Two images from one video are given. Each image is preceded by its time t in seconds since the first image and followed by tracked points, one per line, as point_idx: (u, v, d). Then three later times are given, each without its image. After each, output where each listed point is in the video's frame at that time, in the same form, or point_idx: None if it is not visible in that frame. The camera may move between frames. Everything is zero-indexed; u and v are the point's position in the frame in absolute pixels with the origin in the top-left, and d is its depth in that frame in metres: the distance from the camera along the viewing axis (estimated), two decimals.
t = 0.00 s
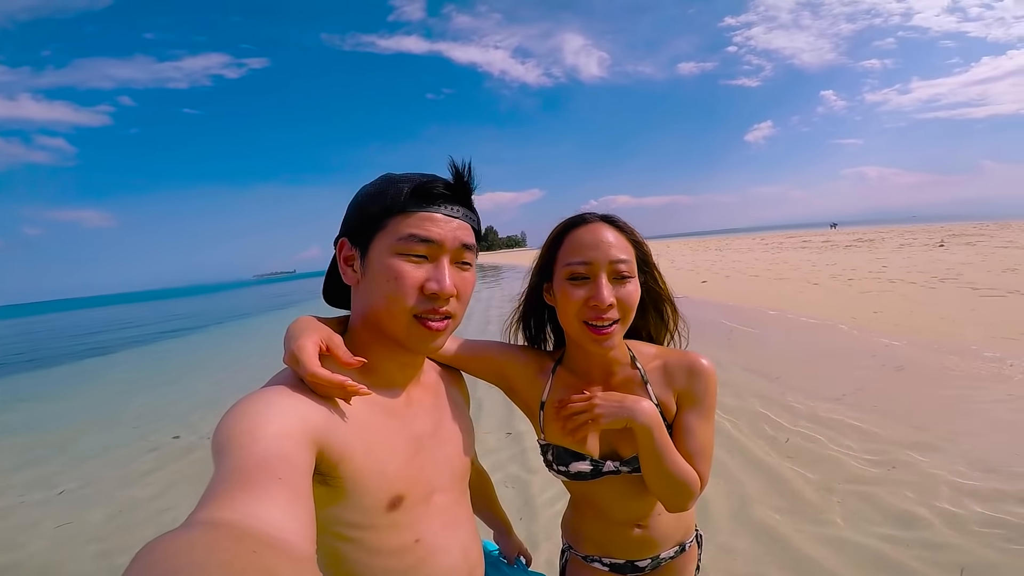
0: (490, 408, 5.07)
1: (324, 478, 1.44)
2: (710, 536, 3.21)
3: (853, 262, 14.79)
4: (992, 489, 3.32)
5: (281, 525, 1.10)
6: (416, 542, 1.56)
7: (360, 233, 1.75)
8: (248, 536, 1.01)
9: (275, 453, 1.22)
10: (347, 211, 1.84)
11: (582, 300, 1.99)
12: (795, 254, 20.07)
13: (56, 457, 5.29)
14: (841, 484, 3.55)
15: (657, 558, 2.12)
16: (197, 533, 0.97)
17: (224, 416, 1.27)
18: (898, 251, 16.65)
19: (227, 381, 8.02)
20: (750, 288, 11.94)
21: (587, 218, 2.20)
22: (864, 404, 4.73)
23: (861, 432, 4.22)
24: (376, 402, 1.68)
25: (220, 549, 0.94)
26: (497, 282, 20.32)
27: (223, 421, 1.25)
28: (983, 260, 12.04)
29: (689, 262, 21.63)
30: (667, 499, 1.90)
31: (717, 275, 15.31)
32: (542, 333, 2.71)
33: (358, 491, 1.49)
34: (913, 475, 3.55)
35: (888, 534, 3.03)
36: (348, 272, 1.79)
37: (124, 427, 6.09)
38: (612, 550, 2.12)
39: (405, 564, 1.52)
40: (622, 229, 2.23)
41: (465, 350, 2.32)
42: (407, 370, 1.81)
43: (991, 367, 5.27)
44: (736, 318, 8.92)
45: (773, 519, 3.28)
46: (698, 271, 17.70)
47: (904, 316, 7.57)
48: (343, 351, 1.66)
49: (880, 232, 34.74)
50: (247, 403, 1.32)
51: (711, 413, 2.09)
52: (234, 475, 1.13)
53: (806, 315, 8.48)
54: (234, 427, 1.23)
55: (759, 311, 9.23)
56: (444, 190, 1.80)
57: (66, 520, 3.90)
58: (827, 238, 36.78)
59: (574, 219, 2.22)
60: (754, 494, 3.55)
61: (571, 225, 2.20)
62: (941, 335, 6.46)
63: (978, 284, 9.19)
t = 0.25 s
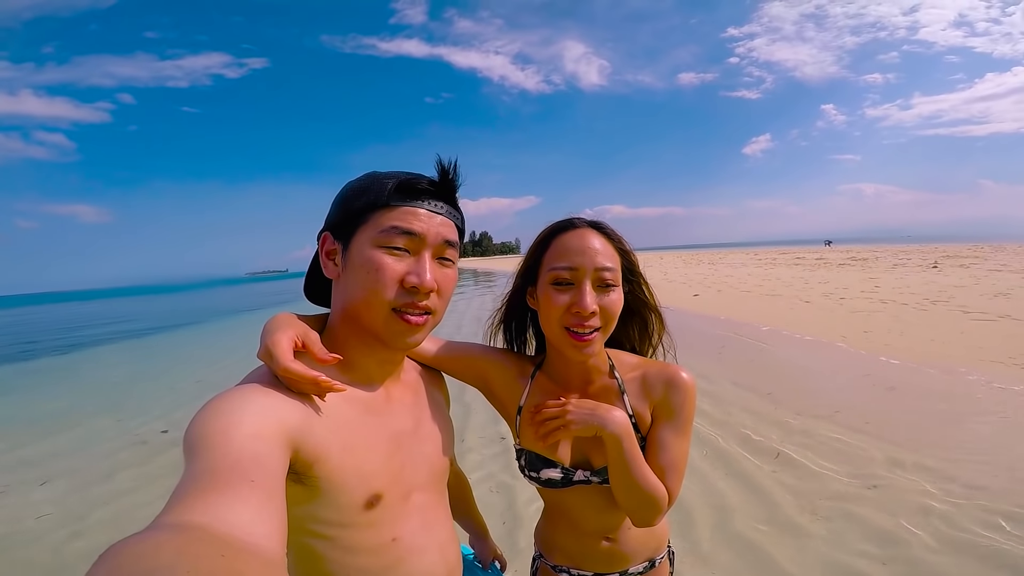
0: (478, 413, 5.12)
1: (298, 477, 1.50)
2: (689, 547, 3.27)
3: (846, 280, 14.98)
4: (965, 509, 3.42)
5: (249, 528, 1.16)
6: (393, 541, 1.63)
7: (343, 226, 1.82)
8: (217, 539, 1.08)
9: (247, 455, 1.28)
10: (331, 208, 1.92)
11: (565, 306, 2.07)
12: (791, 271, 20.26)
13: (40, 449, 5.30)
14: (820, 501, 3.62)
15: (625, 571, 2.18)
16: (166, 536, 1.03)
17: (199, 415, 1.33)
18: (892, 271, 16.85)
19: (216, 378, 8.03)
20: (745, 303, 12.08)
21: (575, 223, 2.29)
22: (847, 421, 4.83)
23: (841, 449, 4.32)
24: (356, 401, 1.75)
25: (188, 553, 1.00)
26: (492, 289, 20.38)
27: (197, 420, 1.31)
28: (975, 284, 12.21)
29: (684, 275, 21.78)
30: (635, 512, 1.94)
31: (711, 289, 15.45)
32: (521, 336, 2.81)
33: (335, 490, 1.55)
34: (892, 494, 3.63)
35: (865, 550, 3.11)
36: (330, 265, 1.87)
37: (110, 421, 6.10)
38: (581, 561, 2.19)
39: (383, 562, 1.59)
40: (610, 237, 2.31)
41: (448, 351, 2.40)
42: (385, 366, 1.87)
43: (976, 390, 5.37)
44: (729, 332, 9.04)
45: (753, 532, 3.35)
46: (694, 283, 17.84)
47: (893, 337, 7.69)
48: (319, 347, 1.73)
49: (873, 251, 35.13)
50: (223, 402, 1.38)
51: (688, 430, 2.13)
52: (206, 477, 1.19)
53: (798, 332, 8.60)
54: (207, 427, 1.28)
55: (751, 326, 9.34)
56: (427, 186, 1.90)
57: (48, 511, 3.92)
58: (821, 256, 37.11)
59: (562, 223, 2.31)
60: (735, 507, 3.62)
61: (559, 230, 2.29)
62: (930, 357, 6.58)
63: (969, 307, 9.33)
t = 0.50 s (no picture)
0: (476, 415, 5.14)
1: (302, 476, 1.51)
2: (684, 552, 3.29)
3: (847, 291, 15.01)
4: (960, 518, 3.44)
5: (253, 528, 1.19)
6: (393, 540, 1.65)
7: (350, 224, 1.85)
8: (221, 539, 1.10)
9: (251, 456, 1.30)
10: (338, 206, 1.95)
11: (559, 311, 2.10)
12: (792, 280, 20.29)
13: (39, 443, 5.32)
14: (816, 508, 3.64)
15: None
16: (170, 536, 1.06)
17: (203, 414, 1.35)
18: (893, 282, 16.88)
19: (216, 375, 8.06)
20: (745, 311, 12.10)
21: (571, 229, 2.31)
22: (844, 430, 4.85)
23: (838, 458, 4.34)
24: (357, 399, 1.77)
25: (193, 554, 1.02)
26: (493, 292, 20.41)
27: (202, 420, 1.33)
28: (976, 296, 12.23)
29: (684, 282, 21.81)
30: (621, 521, 1.96)
31: (711, 296, 15.47)
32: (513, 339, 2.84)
33: (337, 489, 1.57)
34: (888, 503, 3.65)
35: (861, 559, 3.12)
36: (335, 263, 1.90)
37: (109, 416, 6.12)
38: (567, 567, 2.21)
39: (384, 560, 1.62)
40: (606, 243, 2.34)
41: (443, 351, 2.42)
42: (387, 366, 1.90)
43: (974, 402, 5.39)
44: (728, 340, 9.06)
45: (748, 538, 3.37)
46: (694, 290, 17.88)
47: (893, 348, 7.71)
48: (327, 349, 1.76)
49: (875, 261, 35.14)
50: (227, 402, 1.40)
51: (677, 439, 2.15)
52: (210, 477, 1.21)
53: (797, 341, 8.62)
54: (212, 427, 1.31)
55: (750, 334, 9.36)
56: (435, 186, 1.94)
57: (44, 506, 3.93)
58: (823, 265, 37.17)
59: (558, 229, 2.34)
60: (732, 513, 3.64)
61: (554, 235, 2.32)
62: (930, 368, 6.61)
63: (969, 320, 9.35)
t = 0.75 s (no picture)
0: (474, 418, 5.16)
1: (306, 474, 1.53)
2: (680, 558, 3.30)
3: (848, 303, 15.03)
4: (956, 527, 3.46)
5: (255, 528, 1.21)
6: (394, 538, 1.67)
7: (359, 221, 1.88)
8: (223, 538, 1.12)
9: (256, 454, 1.33)
10: (347, 202, 1.97)
11: (560, 314, 2.12)
12: (792, 290, 20.31)
13: (38, 436, 5.33)
14: (814, 516, 3.65)
15: None
16: (174, 534, 1.08)
17: (210, 411, 1.38)
18: (894, 294, 16.90)
19: (215, 372, 8.08)
20: (745, 321, 12.13)
21: (574, 232, 2.34)
22: (842, 440, 4.87)
23: (836, 466, 4.35)
24: (359, 396, 1.79)
25: (196, 553, 1.04)
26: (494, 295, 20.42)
27: (207, 417, 1.35)
28: (977, 310, 12.24)
29: (685, 290, 21.83)
30: (614, 528, 1.97)
31: (712, 305, 15.49)
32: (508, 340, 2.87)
33: (340, 487, 1.59)
34: (885, 512, 3.66)
35: (858, 565, 3.13)
36: (342, 259, 1.93)
37: (108, 411, 6.14)
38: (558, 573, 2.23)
39: (384, 559, 1.64)
40: (609, 247, 2.36)
41: (443, 351, 2.44)
42: (390, 364, 1.92)
43: (973, 415, 5.40)
44: (727, 348, 9.08)
45: (744, 545, 3.38)
46: (694, 299, 17.91)
47: (893, 360, 7.72)
48: (332, 347, 1.78)
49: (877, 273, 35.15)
50: (232, 399, 1.43)
51: (674, 449, 2.15)
52: (214, 474, 1.24)
53: (796, 351, 8.64)
54: (217, 424, 1.33)
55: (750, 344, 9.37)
56: (444, 187, 1.96)
57: (41, 499, 3.94)
58: (824, 276, 37.20)
59: (561, 233, 2.36)
60: (729, 520, 3.64)
61: (557, 239, 2.34)
62: (930, 381, 6.62)
63: (969, 333, 9.36)
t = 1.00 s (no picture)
0: (477, 418, 5.15)
1: (312, 476, 1.53)
2: (685, 556, 3.29)
3: (848, 299, 15.03)
4: (961, 521, 3.46)
5: (260, 532, 1.20)
6: (402, 539, 1.67)
7: (359, 222, 1.87)
8: (229, 543, 1.12)
9: (261, 457, 1.32)
10: (348, 204, 1.97)
11: (559, 313, 2.11)
12: (792, 287, 20.30)
13: (40, 443, 5.33)
14: (820, 512, 3.65)
15: None
16: (179, 539, 1.07)
17: (215, 415, 1.37)
18: (894, 290, 16.87)
19: (216, 377, 8.07)
20: (746, 318, 12.11)
21: (574, 230, 2.33)
22: (845, 435, 4.87)
23: (840, 462, 4.34)
24: (363, 397, 1.79)
25: (201, 557, 1.04)
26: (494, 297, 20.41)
27: (212, 420, 1.35)
28: (977, 305, 12.24)
29: (685, 289, 21.84)
30: (617, 530, 1.97)
31: (712, 303, 15.50)
32: (507, 335, 2.86)
33: (347, 488, 1.59)
34: (890, 508, 3.66)
35: (865, 561, 3.13)
36: (343, 261, 1.92)
37: (110, 417, 6.13)
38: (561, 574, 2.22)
39: (391, 560, 1.63)
40: (608, 246, 2.35)
41: (444, 352, 2.44)
42: (394, 365, 1.92)
43: (976, 408, 5.40)
44: (729, 346, 9.07)
45: (749, 542, 3.38)
46: (694, 297, 17.89)
47: (894, 356, 7.71)
48: (335, 348, 1.78)
49: (876, 269, 35.19)
50: (237, 402, 1.42)
51: (677, 449, 2.14)
52: (220, 478, 1.23)
53: (797, 348, 8.63)
54: (222, 428, 1.32)
55: (752, 341, 9.37)
56: (444, 186, 1.96)
57: (44, 506, 3.94)
58: (824, 272, 37.23)
59: (560, 231, 2.35)
60: (734, 517, 3.64)
61: (557, 237, 2.33)
62: (932, 376, 6.62)
63: (970, 328, 9.35)
